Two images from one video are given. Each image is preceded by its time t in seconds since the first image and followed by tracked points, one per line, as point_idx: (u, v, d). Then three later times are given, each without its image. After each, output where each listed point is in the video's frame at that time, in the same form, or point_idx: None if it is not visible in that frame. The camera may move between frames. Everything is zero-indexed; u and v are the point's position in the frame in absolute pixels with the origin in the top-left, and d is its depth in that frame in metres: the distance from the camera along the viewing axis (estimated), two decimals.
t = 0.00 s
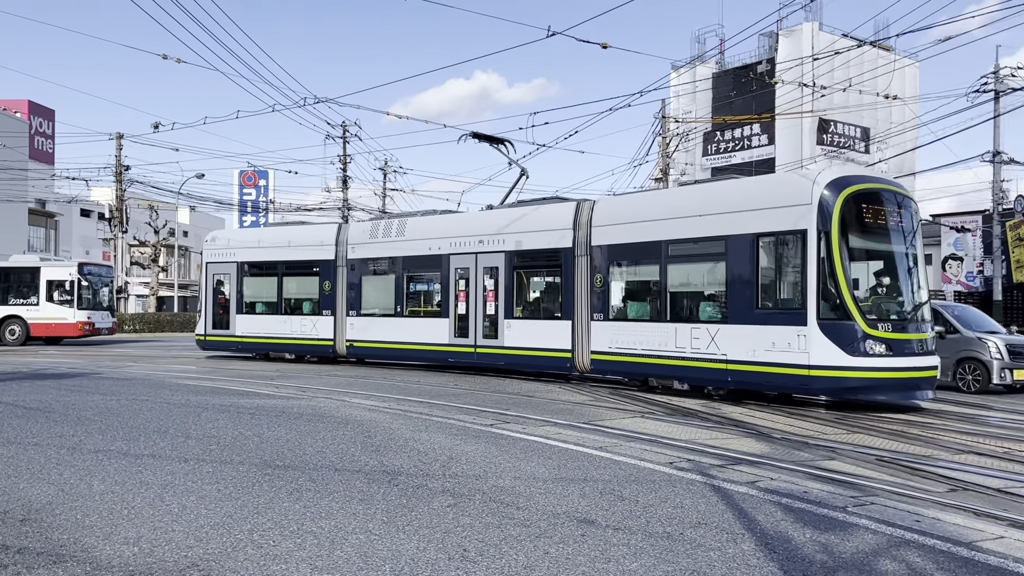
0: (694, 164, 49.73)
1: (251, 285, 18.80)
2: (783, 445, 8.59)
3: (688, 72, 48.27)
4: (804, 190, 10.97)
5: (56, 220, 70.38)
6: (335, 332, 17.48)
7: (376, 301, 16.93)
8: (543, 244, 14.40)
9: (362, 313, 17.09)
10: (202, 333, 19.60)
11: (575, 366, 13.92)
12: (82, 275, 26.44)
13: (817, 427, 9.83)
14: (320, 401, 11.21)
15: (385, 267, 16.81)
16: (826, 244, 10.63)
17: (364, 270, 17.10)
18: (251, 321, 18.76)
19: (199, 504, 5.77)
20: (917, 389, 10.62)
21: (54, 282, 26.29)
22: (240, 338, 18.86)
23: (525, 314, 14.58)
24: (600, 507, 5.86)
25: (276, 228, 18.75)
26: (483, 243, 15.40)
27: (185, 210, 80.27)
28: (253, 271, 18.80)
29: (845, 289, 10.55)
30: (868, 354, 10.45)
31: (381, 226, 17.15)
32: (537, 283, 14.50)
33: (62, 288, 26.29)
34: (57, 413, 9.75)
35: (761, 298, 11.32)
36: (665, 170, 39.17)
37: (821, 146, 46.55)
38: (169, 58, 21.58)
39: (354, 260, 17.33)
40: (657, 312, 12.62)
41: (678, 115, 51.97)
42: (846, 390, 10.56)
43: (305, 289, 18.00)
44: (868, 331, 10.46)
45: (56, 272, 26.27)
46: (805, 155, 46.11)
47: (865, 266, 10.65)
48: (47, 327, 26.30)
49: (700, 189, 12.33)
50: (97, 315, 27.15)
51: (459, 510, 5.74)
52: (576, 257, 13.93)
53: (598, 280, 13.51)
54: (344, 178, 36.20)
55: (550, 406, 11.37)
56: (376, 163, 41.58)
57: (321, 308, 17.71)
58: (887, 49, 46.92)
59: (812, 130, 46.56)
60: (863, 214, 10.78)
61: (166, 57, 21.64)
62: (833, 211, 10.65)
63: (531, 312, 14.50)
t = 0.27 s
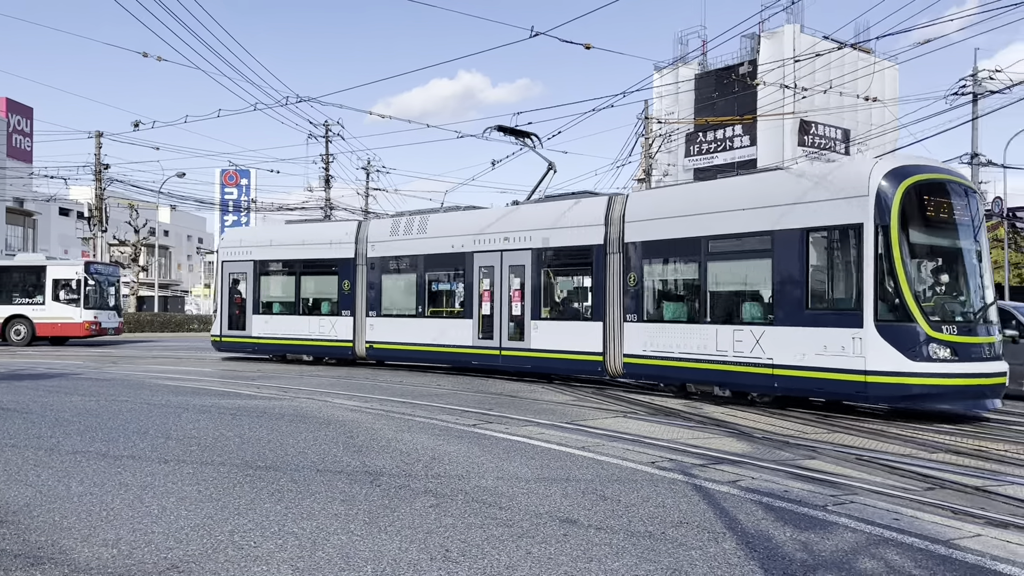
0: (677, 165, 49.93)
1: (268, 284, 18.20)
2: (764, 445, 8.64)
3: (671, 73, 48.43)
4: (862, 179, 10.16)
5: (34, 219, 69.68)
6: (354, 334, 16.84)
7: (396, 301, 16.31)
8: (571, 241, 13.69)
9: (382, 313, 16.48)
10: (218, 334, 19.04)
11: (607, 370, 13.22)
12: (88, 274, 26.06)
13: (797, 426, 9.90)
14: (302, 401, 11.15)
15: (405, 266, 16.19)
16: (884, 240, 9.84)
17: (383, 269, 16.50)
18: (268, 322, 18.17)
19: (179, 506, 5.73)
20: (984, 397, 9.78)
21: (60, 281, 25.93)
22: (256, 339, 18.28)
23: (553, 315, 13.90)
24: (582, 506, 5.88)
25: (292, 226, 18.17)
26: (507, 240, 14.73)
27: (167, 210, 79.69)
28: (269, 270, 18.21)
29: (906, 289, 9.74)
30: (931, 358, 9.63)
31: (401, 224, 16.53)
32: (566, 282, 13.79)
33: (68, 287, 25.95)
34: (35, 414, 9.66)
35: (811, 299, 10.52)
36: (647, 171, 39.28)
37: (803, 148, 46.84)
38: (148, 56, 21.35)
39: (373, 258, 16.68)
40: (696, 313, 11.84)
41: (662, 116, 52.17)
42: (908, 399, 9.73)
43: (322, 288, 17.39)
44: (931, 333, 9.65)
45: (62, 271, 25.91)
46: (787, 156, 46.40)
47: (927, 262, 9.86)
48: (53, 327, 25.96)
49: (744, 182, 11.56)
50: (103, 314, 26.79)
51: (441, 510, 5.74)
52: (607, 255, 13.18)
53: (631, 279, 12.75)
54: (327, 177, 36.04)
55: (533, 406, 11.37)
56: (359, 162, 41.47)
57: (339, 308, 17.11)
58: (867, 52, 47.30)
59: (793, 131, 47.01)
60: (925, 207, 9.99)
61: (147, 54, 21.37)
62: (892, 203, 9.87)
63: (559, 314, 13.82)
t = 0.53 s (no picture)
0: (661, 165, 50.11)
1: (288, 282, 17.53)
2: (748, 445, 8.69)
3: (655, 74, 48.56)
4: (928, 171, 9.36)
5: (14, 219, 69.05)
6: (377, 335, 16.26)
7: (421, 302, 15.69)
8: (604, 238, 12.96)
9: (405, 315, 15.86)
10: (235, 334, 18.26)
11: (643, 375, 12.47)
12: (101, 273, 25.45)
13: (780, 426, 9.96)
14: (286, 402, 11.10)
15: (430, 265, 15.57)
16: (958, 235, 9.07)
17: (407, 268, 15.90)
18: (286, 322, 17.49)
19: (162, 507, 5.69)
20: None
21: (72, 280, 25.27)
22: (275, 340, 17.59)
23: (586, 317, 13.21)
24: (566, 506, 5.89)
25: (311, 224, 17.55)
26: (537, 238, 14.06)
27: (149, 210, 79.18)
28: (288, 269, 17.53)
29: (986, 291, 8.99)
30: (1009, 364, 8.88)
31: (424, 220, 15.91)
32: (599, 281, 13.07)
33: (80, 287, 25.30)
34: (15, 415, 9.58)
35: (873, 299, 9.74)
36: (632, 172, 39.35)
37: (786, 149, 47.09)
38: (128, 54, 21.12)
39: (396, 256, 16.07)
40: (741, 314, 11.06)
41: (646, 117, 52.33)
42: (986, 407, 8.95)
43: (344, 288, 16.75)
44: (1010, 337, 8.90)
45: (75, 270, 25.27)
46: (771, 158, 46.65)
47: (1004, 260, 9.10)
48: (65, 327, 25.30)
49: (797, 173, 10.78)
50: (116, 314, 26.13)
51: (425, 511, 5.73)
52: (642, 252, 12.43)
53: (670, 278, 11.99)
54: (311, 177, 35.91)
55: (518, 406, 11.37)
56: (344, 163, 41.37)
57: (362, 308, 16.49)
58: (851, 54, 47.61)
59: (777, 133, 47.23)
60: (1001, 199, 9.25)
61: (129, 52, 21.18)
62: (965, 195, 9.09)
63: (592, 315, 13.13)
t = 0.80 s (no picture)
0: (646, 166, 50.27)
1: (309, 283, 16.96)
2: (732, 445, 8.73)
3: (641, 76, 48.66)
4: (963, 163, 8.88)
5: None
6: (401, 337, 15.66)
7: (446, 303, 15.03)
8: (642, 234, 12.15)
9: (430, 316, 15.20)
10: (255, 336, 17.67)
11: (684, 381, 11.60)
12: (116, 273, 25.06)
13: (763, 426, 10.00)
14: (270, 403, 11.05)
15: (457, 264, 14.86)
16: None
17: (432, 267, 15.24)
18: (308, 323, 16.91)
19: (144, 509, 5.65)
20: None
21: (87, 281, 24.88)
22: (297, 342, 17.01)
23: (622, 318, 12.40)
24: (551, 506, 5.89)
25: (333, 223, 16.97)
26: (569, 235, 13.30)
27: (133, 210, 78.64)
28: (311, 268, 16.96)
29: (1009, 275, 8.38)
30: None
31: (451, 218, 15.24)
32: (636, 280, 12.25)
33: (95, 288, 24.91)
34: None
35: (943, 301, 8.89)
36: (617, 173, 39.41)
37: (770, 150, 47.31)
38: (110, 53, 20.90)
39: (421, 255, 15.46)
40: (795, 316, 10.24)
41: (632, 118, 52.48)
42: (1006, 421, 8.44)
43: (367, 288, 16.15)
44: None
45: (89, 271, 24.84)
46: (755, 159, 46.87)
47: None
48: (79, 328, 24.88)
49: (858, 162, 9.97)
50: (131, 316, 25.70)
51: (410, 512, 5.72)
52: (683, 249, 11.61)
53: (714, 276, 11.15)
54: (296, 177, 35.78)
55: (503, 407, 11.37)
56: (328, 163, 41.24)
57: (385, 309, 15.86)
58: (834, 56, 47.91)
59: (761, 134, 47.39)
60: None
61: (111, 50, 21.00)
62: None
63: (627, 316, 12.32)
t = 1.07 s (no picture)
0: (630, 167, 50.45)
1: (329, 283, 16.36)
2: (714, 445, 8.77)
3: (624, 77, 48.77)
4: (945, 164, 8.89)
5: None
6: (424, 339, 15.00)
7: (470, 304, 14.34)
8: (682, 230, 11.38)
9: (454, 317, 14.53)
10: (273, 338, 17.12)
11: (728, 387, 10.87)
12: (132, 275, 24.81)
13: (746, 426, 10.06)
14: (253, 404, 11.00)
15: (483, 262, 14.14)
16: None
17: (456, 266, 14.55)
18: (328, 325, 16.32)
19: (124, 511, 5.60)
20: None
21: (103, 282, 24.63)
22: (505, 353, 13.73)
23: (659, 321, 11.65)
24: (535, 507, 5.89)
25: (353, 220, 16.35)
26: (603, 231, 12.54)
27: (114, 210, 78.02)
28: (331, 267, 16.35)
29: None
30: None
31: (476, 214, 14.54)
32: (675, 280, 11.51)
33: (111, 289, 24.64)
34: None
35: None
36: (601, 174, 39.49)
37: (753, 152, 47.56)
38: (90, 50, 20.58)
39: (444, 254, 14.78)
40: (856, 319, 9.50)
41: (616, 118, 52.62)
42: None
43: (389, 288, 15.53)
44: None
45: (105, 271, 24.59)
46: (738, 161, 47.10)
47: None
48: (95, 330, 24.63)
49: (926, 150, 9.19)
50: (148, 317, 25.42)
51: (394, 513, 5.70)
52: (728, 247, 10.87)
53: (763, 276, 10.41)
54: (279, 177, 35.62)
55: (487, 407, 11.36)
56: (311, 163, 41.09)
57: (408, 311, 15.24)
58: (816, 59, 48.26)
59: (744, 135, 47.63)
60: None
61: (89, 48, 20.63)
62: None
63: (665, 319, 11.58)
